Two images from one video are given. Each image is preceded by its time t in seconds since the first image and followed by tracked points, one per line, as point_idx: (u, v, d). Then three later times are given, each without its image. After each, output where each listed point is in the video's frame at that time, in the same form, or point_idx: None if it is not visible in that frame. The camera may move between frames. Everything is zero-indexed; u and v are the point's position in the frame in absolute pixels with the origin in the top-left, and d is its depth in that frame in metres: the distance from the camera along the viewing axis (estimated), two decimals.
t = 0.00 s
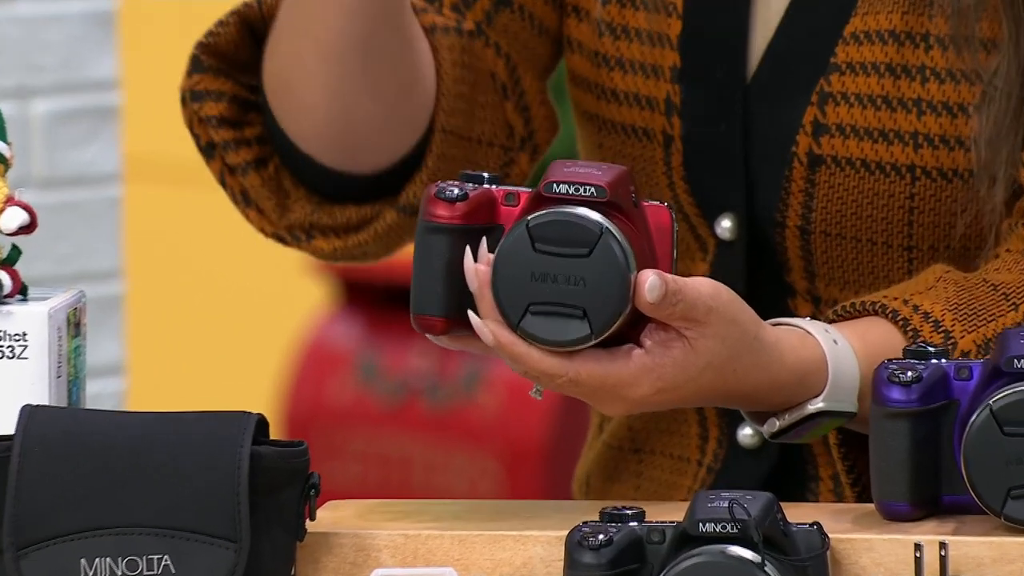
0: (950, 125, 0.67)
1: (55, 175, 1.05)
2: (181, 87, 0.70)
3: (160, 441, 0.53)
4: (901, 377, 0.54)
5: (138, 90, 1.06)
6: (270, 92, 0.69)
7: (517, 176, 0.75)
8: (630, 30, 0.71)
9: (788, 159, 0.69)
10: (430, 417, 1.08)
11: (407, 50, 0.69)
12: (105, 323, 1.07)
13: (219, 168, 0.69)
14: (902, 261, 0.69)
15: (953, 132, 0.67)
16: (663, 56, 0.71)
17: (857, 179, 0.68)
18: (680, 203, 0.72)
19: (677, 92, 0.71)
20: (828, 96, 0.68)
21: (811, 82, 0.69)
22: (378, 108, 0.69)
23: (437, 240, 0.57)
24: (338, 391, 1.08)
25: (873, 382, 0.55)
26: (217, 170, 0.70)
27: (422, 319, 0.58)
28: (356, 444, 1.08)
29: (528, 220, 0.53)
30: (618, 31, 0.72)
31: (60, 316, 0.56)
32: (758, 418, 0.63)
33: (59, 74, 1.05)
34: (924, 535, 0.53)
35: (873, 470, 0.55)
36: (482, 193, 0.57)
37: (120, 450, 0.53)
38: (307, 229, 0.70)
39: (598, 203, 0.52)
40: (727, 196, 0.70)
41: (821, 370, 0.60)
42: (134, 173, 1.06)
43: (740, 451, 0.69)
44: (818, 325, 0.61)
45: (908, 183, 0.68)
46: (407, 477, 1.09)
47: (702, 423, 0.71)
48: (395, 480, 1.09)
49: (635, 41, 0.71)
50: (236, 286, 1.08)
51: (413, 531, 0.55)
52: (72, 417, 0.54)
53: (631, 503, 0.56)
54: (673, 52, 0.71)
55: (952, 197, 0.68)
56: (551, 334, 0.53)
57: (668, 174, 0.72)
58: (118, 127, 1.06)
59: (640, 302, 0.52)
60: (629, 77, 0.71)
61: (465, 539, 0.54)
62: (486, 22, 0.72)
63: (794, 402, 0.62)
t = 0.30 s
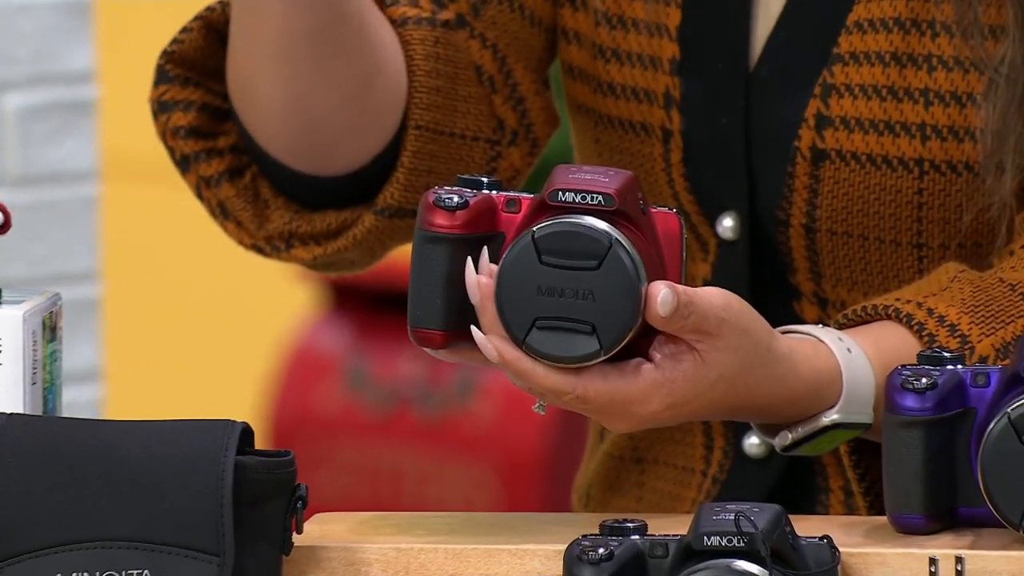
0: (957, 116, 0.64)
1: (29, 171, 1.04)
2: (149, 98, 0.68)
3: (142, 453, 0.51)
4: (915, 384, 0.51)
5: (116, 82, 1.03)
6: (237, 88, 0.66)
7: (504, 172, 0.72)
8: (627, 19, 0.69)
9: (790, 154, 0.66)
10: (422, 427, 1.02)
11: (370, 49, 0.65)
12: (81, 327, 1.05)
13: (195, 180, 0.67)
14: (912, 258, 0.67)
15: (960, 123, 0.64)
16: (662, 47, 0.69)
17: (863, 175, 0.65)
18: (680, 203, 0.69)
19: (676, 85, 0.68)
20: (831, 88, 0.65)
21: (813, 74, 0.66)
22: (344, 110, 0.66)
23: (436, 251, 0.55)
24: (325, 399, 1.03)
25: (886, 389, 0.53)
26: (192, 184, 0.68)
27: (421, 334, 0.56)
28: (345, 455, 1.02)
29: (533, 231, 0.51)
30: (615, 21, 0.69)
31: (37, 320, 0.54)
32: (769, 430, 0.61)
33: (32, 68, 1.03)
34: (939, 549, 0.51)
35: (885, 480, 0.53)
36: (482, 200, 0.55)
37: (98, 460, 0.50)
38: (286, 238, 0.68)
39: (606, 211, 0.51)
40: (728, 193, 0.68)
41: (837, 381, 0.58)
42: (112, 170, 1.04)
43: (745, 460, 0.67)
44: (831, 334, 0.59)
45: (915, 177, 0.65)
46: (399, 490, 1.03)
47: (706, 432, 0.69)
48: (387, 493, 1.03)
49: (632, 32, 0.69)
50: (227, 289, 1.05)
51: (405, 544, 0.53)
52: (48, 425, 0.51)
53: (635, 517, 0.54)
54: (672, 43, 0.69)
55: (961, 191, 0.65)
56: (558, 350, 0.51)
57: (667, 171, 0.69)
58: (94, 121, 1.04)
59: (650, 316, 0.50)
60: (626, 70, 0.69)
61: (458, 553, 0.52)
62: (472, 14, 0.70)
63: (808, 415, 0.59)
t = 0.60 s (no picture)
0: (978, 103, 0.62)
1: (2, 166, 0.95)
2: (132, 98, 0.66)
3: (126, 460, 0.48)
4: (934, 388, 0.49)
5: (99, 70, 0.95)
6: (225, 91, 0.64)
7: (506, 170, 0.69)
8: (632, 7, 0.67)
9: (804, 146, 0.64)
10: (418, 434, 0.99)
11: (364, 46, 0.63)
12: (60, 330, 0.95)
13: (180, 183, 0.65)
14: (931, 253, 0.64)
15: (981, 111, 0.62)
16: (667, 36, 0.66)
17: (881, 167, 0.63)
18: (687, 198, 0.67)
19: (683, 75, 0.66)
20: (846, 75, 0.63)
21: (827, 63, 0.64)
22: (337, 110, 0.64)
23: (437, 252, 0.52)
24: (314, 406, 0.99)
25: (902, 395, 0.51)
26: (178, 187, 0.65)
27: (422, 338, 0.53)
28: (336, 464, 0.99)
29: (539, 232, 0.49)
30: (619, 9, 0.67)
31: (10, 323, 0.51)
32: (786, 436, 0.58)
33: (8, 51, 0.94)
34: (960, 561, 0.48)
35: (903, 490, 0.51)
36: (485, 198, 0.52)
37: (77, 469, 0.48)
38: (277, 246, 0.65)
39: (617, 211, 0.49)
40: (740, 189, 0.66)
41: (858, 384, 0.56)
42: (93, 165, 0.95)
43: (756, 466, 0.65)
44: (851, 334, 0.57)
45: (935, 168, 0.62)
46: (393, 501, 1.00)
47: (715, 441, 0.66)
48: (380, 503, 1.00)
49: (636, 21, 0.67)
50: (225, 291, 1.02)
51: (399, 556, 0.50)
52: (23, 432, 0.49)
53: (640, 529, 0.52)
54: (677, 31, 0.66)
55: (982, 181, 0.63)
56: (565, 357, 0.49)
57: (674, 166, 0.67)
58: (76, 113, 0.95)
59: (662, 320, 0.48)
60: (630, 61, 0.67)
61: (455, 566, 0.49)
62: (467, 7, 0.67)
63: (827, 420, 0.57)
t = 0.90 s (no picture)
0: (1007, 96, 0.59)
1: None
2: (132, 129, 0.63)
3: (113, 465, 0.46)
4: (958, 392, 0.47)
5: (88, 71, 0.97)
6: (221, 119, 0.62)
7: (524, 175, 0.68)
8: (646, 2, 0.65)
9: (825, 144, 0.62)
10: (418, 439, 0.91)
11: (358, 65, 0.61)
12: (44, 330, 0.98)
13: (187, 217, 0.63)
14: (959, 254, 0.62)
15: (1012, 106, 0.59)
16: (681, 30, 0.64)
17: (906, 165, 0.60)
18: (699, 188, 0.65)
19: (697, 73, 0.64)
20: (870, 69, 0.61)
21: (850, 54, 0.61)
22: (333, 131, 0.62)
23: (443, 243, 0.50)
24: (309, 412, 0.90)
25: (925, 398, 0.49)
26: (184, 219, 0.64)
27: (429, 334, 0.51)
28: (334, 473, 0.91)
29: (552, 219, 0.46)
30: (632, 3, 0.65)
31: None
32: (809, 439, 0.57)
33: None
34: (986, 571, 0.46)
35: (925, 496, 0.48)
36: (493, 187, 0.50)
37: (60, 475, 0.46)
38: (289, 275, 0.64)
39: (632, 198, 0.46)
40: (753, 189, 0.63)
41: (884, 384, 0.55)
42: (78, 158, 0.98)
43: (775, 474, 0.63)
44: (878, 333, 0.56)
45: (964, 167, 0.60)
46: (391, 510, 0.91)
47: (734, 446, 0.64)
48: (379, 512, 0.91)
49: (650, 15, 0.64)
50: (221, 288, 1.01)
51: (400, 565, 0.48)
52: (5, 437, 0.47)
53: (652, 538, 0.49)
54: (692, 25, 0.64)
55: (1013, 180, 0.60)
56: (579, 349, 0.47)
57: (689, 165, 0.65)
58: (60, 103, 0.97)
59: (679, 310, 0.46)
60: (643, 58, 0.65)
61: None
62: (479, 15, 0.65)
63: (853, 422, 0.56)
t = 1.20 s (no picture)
0: None
1: None
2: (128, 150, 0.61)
3: (97, 471, 0.44)
4: (980, 395, 0.45)
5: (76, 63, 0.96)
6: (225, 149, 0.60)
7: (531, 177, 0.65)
8: None
9: (843, 137, 0.60)
10: (418, 446, 0.88)
11: (366, 86, 0.59)
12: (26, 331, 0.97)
13: (189, 240, 0.61)
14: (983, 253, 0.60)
15: None
16: (691, 22, 0.62)
17: (927, 162, 0.58)
18: (710, 185, 0.63)
19: (707, 65, 0.62)
20: (889, 61, 0.58)
21: (867, 45, 0.59)
22: (342, 158, 0.60)
23: (442, 240, 0.49)
24: (305, 416, 0.87)
25: (946, 401, 0.47)
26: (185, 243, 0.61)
27: (424, 334, 0.49)
28: (331, 481, 0.87)
29: (553, 214, 0.45)
30: None
31: None
32: (821, 447, 0.55)
33: None
34: None
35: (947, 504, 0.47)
36: (493, 182, 0.48)
37: (43, 482, 0.43)
38: (297, 298, 0.62)
39: (638, 193, 0.45)
40: (768, 186, 0.61)
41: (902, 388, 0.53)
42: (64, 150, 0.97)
43: (789, 482, 0.61)
44: (897, 337, 0.54)
45: (988, 162, 0.58)
46: (390, 519, 0.88)
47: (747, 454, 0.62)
48: (377, 523, 0.88)
49: (657, 7, 0.63)
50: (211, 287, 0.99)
51: None
52: None
53: (661, 547, 0.48)
54: (703, 16, 0.62)
55: None
56: (581, 350, 0.45)
57: (699, 162, 0.63)
58: (42, 94, 0.97)
59: (686, 310, 0.44)
60: (651, 50, 0.63)
61: None
62: (487, 18, 0.64)
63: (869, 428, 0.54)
